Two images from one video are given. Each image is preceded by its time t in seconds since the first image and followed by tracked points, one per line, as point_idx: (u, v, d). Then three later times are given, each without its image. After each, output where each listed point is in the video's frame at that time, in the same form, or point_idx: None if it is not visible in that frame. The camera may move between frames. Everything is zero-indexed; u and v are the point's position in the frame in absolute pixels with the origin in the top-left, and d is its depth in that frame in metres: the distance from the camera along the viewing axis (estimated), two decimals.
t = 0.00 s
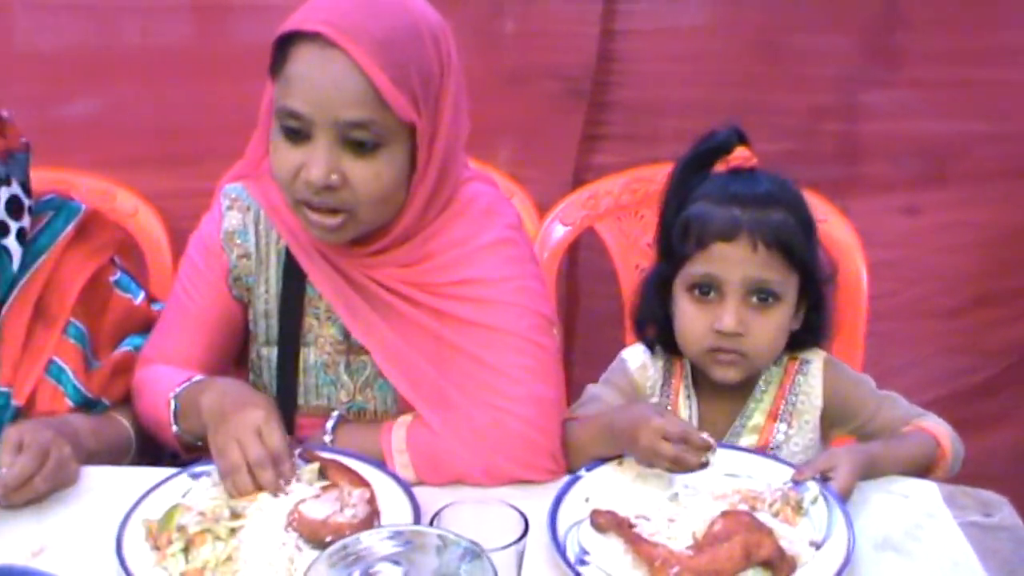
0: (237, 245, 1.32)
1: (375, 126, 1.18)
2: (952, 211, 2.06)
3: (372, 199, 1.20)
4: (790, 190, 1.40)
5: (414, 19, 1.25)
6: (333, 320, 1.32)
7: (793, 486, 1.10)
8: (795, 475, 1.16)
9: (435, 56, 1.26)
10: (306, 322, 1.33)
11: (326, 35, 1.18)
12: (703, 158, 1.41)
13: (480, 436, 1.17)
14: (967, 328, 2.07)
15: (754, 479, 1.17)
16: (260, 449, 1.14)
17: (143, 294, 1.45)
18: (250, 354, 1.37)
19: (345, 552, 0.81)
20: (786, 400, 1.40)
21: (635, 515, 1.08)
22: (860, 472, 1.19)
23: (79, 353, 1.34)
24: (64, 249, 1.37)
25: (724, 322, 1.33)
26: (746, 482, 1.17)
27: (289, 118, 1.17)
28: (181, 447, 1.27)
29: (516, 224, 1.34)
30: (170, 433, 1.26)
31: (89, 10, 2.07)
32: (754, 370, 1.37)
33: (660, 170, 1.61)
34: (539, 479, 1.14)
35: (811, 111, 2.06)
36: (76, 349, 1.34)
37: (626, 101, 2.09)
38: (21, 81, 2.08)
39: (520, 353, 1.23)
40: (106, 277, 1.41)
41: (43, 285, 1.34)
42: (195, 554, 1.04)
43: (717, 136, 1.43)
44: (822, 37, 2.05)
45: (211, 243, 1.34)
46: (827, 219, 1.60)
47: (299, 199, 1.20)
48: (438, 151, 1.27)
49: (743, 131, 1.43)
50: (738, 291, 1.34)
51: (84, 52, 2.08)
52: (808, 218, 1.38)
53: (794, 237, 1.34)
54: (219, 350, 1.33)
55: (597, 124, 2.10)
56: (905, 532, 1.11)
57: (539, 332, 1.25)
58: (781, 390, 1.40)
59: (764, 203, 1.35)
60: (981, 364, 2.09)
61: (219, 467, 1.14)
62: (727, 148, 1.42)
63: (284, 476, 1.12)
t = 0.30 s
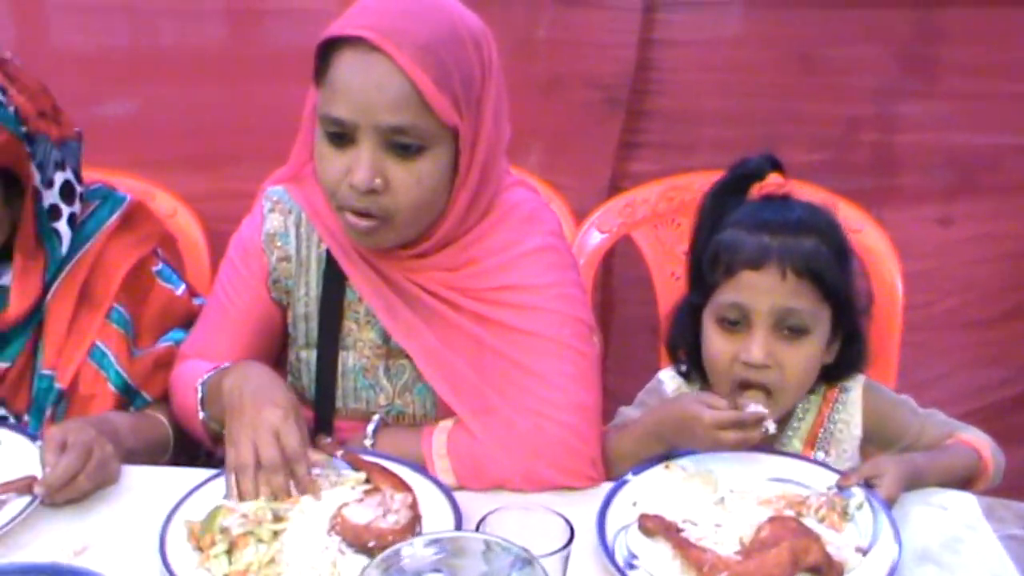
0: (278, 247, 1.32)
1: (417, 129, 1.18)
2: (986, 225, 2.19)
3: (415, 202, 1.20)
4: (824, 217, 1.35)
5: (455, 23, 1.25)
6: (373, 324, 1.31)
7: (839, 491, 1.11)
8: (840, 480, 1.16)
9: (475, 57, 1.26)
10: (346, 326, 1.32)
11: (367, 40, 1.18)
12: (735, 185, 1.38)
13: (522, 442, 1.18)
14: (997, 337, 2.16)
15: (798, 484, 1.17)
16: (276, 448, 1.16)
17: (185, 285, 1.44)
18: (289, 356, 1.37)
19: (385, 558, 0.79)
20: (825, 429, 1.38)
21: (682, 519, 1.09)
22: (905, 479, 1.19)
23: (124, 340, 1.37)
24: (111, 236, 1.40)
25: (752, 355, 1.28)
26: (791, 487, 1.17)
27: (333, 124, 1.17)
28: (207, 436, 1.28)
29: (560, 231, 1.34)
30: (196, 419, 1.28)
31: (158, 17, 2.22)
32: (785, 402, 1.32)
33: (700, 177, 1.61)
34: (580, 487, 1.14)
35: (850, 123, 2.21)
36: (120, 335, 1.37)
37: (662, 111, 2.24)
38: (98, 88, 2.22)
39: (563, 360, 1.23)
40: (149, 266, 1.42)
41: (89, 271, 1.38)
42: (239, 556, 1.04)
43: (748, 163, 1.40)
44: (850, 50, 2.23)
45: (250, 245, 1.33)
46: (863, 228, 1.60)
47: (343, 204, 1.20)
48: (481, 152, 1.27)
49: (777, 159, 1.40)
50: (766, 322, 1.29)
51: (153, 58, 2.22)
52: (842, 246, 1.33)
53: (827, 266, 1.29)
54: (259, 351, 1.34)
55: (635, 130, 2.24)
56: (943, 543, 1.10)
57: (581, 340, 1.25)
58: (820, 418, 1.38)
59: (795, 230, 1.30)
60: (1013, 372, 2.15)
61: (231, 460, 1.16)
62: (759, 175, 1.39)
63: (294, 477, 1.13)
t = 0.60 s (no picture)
0: (339, 248, 1.32)
1: (483, 133, 1.15)
2: None
3: (480, 206, 1.18)
4: (902, 249, 1.34)
5: (520, 26, 1.23)
6: (430, 327, 1.31)
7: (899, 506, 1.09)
8: (899, 495, 1.15)
9: (539, 61, 1.23)
10: (403, 329, 1.32)
11: (434, 43, 1.16)
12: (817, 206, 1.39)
13: (580, 451, 1.18)
14: None
15: (857, 499, 1.16)
16: (348, 449, 1.15)
17: (245, 279, 1.46)
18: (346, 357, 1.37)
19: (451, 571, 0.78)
20: (884, 448, 1.37)
21: (742, 531, 1.09)
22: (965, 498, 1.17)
23: (182, 323, 1.37)
24: (178, 225, 1.40)
25: (807, 377, 1.28)
26: (849, 501, 1.17)
27: (398, 127, 1.16)
28: (271, 433, 1.28)
29: (621, 240, 1.34)
30: (260, 416, 1.28)
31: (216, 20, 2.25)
32: (834, 434, 1.31)
33: (752, 190, 1.60)
34: (636, 495, 1.14)
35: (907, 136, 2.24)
36: (179, 318, 1.37)
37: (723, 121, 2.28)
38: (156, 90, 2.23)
39: (624, 368, 1.23)
40: (212, 258, 1.43)
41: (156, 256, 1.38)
42: (301, 557, 1.04)
43: (832, 185, 1.41)
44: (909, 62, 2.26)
45: (311, 246, 1.34)
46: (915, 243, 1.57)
47: (408, 208, 1.18)
48: (545, 155, 1.26)
49: (861, 183, 1.41)
50: (827, 347, 1.28)
51: (209, 60, 2.24)
52: (916, 283, 1.32)
53: (893, 298, 1.27)
54: (316, 350, 1.34)
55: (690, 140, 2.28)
56: (1003, 561, 1.09)
57: (641, 350, 1.25)
58: (880, 438, 1.38)
59: (868, 258, 1.29)
60: None
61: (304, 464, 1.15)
62: (841, 199, 1.40)
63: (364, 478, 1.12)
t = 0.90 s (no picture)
0: (387, 259, 1.33)
1: (534, 148, 1.15)
2: None
3: (530, 220, 1.18)
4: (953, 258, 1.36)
5: (571, 41, 1.23)
6: (477, 339, 1.31)
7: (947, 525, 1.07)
8: (948, 515, 1.13)
9: (589, 77, 1.23)
10: (449, 340, 1.33)
11: (485, 58, 1.16)
12: (871, 212, 1.41)
13: (627, 466, 1.17)
14: None
15: (906, 517, 1.15)
16: (406, 465, 1.15)
17: (289, 282, 1.45)
18: (392, 367, 1.38)
19: None
20: (927, 462, 1.37)
21: (789, 548, 1.08)
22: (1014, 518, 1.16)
23: (227, 325, 1.36)
24: (222, 228, 1.39)
25: (860, 374, 1.29)
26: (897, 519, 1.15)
27: (448, 141, 1.16)
28: (326, 448, 1.28)
29: (668, 255, 1.34)
30: (315, 430, 1.27)
31: (247, 27, 2.21)
32: (885, 432, 1.32)
33: (799, 207, 1.61)
34: (684, 511, 1.13)
35: (946, 157, 2.18)
36: (225, 320, 1.36)
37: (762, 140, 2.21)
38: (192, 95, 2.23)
39: (670, 384, 1.23)
40: (257, 262, 1.42)
41: (202, 258, 1.38)
42: (350, 569, 1.04)
43: (886, 196, 1.42)
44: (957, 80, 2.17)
45: (359, 254, 1.35)
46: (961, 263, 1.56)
47: (457, 221, 1.18)
48: (592, 171, 1.25)
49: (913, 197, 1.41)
50: (880, 344, 1.29)
51: (243, 66, 2.22)
52: (968, 289, 1.33)
53: (946, 301, 1.29)
54: (361, 359, 1.35)
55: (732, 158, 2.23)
56: None
57: (689, 365, 1.25)
58: (924, 451, 1.37)
59: (922, 261, 1.31)
60: None
61: (362, 471, 1.16)
62: (893, 209, 1.41)
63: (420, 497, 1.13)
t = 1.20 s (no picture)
0: (478, 273, 1.34)
1: (631, 161, 1.15)
2: None
3: (628, 234, 1.18)
4: None
5: (667, 54, 1.23)
6: (568, 354, 1.32)
7: None
8: None
9: (687, 90, 1.23)
10: (540, 354, 1.33)
11: (583, 71, 1.16)
12: (961, 211, 1.41)
13: (719, 483, 1.16)
14: None
15: (999, 539, 1.07)
16: (491, 480, 1.14)
17: (373, 293, 1.46)
18: (483, 380, 1.38)
19: None
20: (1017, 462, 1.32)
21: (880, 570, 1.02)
22: None
23: (316, 337, 1.38)
24: (308, 239, 1.40)
25: (949, 359, 1.29)
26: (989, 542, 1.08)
27: (546, 154, 1.16)
28: (408, 460, 1.27)
29: (760, 272, 1.33)
30: (399, 443, 1.27)
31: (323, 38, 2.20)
32: (978, 420, 1.31)
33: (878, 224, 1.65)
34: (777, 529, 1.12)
35: None
36: (313, 332, 1.38)
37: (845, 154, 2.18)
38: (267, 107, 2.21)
39: (761, 403, 1.21)
40: (341, 273, 1.43)
41: (287, 270, 1.39)
42: None
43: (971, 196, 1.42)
44: None
45: (451, 270, 1.35)
46: None
47: (554, 234, 1.18)
48: (688, 188, 1.25)
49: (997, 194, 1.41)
50: (970, 331, 1.29)
51: (315, 78, 2.20)
52: None
53: None
54: (451, 372, 1.35)
55: (816, 173, 2.18)
56: None
57: (781, 383, 1.23)
58: (1014, 451, 1.33)
59: (1011, 251, 1.30)
60: None
61: (445, 484, 1.15)
62: (980, 207, 1.41)
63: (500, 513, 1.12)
